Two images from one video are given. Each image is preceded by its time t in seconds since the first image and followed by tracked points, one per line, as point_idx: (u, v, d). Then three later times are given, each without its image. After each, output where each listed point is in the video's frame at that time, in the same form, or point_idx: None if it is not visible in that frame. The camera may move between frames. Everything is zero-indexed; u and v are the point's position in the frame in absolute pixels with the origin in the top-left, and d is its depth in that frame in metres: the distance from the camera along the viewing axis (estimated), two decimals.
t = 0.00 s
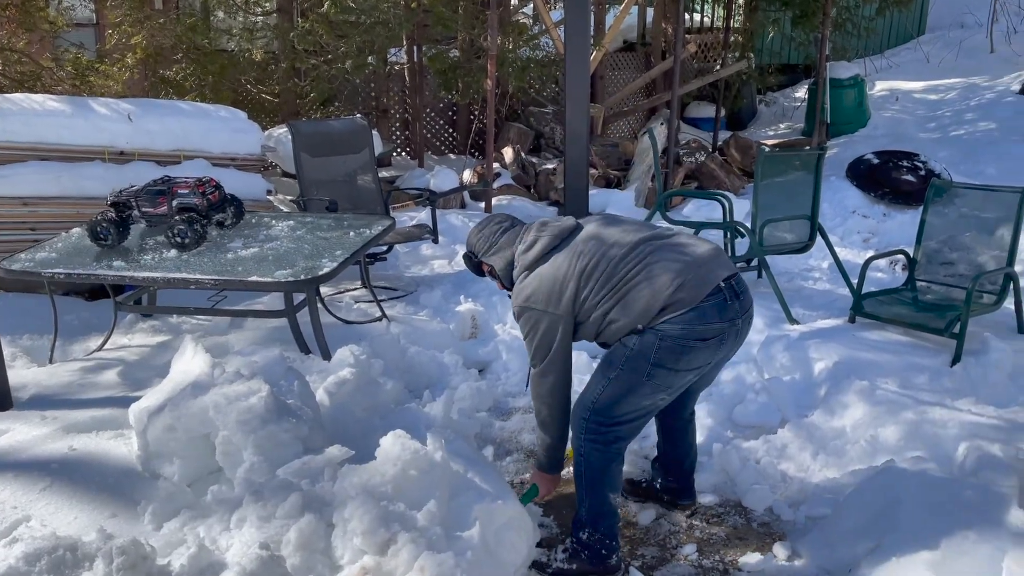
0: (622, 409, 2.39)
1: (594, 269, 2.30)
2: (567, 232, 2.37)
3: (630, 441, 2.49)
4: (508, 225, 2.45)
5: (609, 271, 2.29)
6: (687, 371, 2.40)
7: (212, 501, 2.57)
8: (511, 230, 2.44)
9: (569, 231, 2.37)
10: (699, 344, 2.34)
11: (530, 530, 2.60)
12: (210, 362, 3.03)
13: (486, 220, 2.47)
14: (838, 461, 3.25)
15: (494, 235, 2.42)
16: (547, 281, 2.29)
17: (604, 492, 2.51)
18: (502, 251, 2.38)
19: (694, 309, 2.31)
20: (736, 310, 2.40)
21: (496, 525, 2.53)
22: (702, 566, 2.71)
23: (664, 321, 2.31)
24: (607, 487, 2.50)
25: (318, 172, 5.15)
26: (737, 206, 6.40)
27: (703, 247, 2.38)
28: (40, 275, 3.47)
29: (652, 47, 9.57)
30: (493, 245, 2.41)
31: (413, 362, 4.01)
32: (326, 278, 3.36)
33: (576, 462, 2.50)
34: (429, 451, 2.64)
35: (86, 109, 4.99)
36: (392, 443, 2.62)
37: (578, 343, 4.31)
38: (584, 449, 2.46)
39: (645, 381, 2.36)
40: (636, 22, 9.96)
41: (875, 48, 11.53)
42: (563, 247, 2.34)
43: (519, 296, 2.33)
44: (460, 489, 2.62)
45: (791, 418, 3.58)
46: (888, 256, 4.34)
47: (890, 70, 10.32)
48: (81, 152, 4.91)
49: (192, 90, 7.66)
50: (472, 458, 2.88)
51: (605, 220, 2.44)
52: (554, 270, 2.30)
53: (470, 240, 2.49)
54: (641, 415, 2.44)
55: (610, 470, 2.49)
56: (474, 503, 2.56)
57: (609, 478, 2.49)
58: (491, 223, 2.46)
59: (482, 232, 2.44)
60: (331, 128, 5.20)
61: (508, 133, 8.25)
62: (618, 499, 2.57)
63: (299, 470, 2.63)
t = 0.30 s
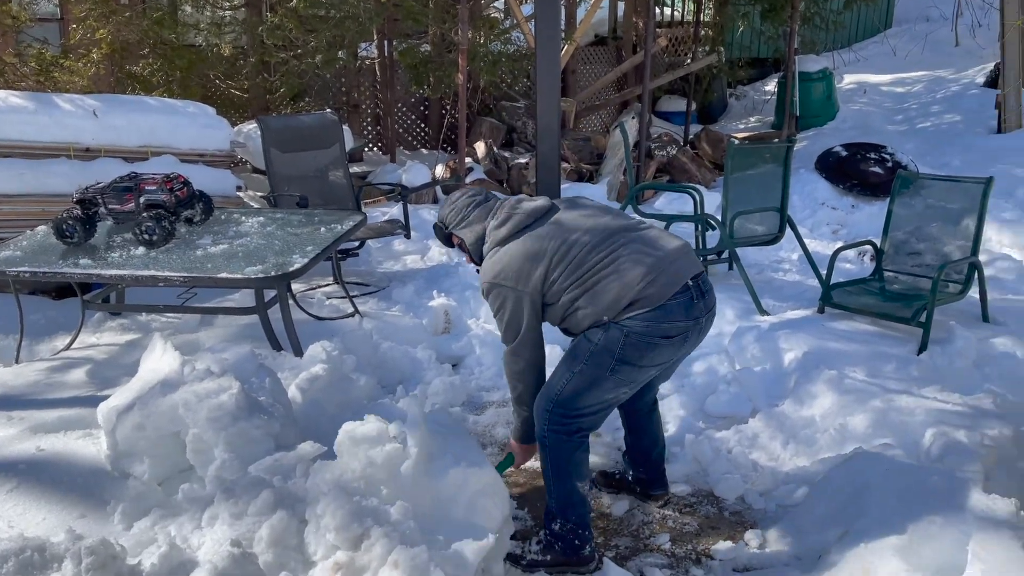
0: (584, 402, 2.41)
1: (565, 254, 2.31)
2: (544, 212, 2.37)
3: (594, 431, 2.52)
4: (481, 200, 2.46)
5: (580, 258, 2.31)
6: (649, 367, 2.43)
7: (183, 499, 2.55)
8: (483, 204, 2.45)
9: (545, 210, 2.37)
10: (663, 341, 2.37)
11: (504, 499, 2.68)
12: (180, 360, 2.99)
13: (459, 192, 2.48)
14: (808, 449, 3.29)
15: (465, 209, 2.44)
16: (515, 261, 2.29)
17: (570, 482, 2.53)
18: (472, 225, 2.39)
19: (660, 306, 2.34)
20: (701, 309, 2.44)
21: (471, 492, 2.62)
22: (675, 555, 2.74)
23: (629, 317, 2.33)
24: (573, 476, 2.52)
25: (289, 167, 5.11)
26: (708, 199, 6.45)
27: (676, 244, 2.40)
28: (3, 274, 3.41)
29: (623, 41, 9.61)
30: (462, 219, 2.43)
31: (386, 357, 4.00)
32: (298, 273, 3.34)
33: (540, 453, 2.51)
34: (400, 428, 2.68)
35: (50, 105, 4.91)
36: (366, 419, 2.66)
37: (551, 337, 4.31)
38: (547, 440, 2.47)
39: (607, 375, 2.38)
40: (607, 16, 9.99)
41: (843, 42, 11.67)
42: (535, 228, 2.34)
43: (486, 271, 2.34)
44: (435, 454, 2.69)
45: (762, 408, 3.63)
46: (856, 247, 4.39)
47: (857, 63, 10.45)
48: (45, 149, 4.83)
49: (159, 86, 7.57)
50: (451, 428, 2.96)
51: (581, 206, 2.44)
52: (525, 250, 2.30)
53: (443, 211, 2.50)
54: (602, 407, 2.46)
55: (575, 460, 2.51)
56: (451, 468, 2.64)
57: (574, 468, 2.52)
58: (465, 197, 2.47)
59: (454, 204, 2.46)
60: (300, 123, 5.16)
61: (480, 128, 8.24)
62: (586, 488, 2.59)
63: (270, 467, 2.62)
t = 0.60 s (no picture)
0: (513, 394, 2.47)
1: (514, 205, 2.31)
2: (510, 144, 2.35)
3: (530, 423, 2.58)
4: (454, 103, 2.37)
5: (526, 212, 2.31)
6: (572, 356, 2.49)
7: (135, 499, 2.51)
8: (455, 106, 2.37)
9: (512, 144, 2.35)
10: (583, 331, 2.44)
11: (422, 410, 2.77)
12: (130, 359, 2.92)
13: (437, 80, 2.39)
14: (762, 434, 3.35)
15: (438, 104, 2.36)
16: (463, 187, 2.28)
17: (518, 473, 2.58)
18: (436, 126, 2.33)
19: (582, 296, 2.39)
20: (623, 300, 2.50)
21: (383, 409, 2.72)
22: (633, 542, 2.77)
23: (548, 307, 2.40)
24: (520, 466, 2.57)
25: (242, 162, 5.05)
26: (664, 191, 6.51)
27: (619, 233, 2.43)
28: None
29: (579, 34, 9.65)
30: (430, 115, 2.36)
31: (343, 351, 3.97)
32: (251, 269, 3.30)
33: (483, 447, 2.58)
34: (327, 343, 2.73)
35: None
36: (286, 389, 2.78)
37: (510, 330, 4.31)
38: (485, 433, 2.55)
39: (531, 366, 2.44)
40: (562, 9, 9.99)
41: (794, 35, 11.86)
42: (496, 164, 2.30)
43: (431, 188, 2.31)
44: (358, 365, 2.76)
45: (717, 396, 3.68)
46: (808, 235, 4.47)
47: (808, 55, 10.63)
48: None
49: (105, 80, 7.45)
50: (380, 341, 3.00)
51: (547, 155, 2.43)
52: (476, 177, 2.28)
53: (415, 92, 2.40)
54: (534, 399, 2.52)
55: (519, 453, 2.56)
56: (368, 381, 2.70)
57: (519, 461, 2.58)
58: (442, 91, 2.38)
59: (427, 92, 2.38)
60: (251, 117, 5.09)
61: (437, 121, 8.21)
62: (536, 479, 2.64)
63: (224, 466, 2.62)
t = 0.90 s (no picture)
0: (462, 388, 2.46)
1: (447, 160, 2.20)
2: (458, 99, 2.23)
3: (486, 415, 2.57)
4: (411, 40, 2.26)
5: (457, 176, 2.22)
6: (505, 335, 2.46)
7: (52, 516, 2.38)
8: (409, 42, 2.26)
9: (461, 99, 2.24)
10: (512, 307, 2.41)
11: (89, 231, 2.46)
12: (45, 369, 2.83)
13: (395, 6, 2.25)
14: (694, 426, 3.40)
15: (393, 34, 2.23)
16: (400, 122, 2.11)
17: (472, 472, 2.58)
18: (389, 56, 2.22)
19: (506, 274, 2.38)
20: (545, 273, 2.50)
21: (65, 229, 2.47)
22: (568, 538, 2.78)
23: (476, 286, 2.37)
24: (473, 461, 2.56)
25: (164, 163, 4.91)
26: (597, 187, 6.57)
27: (538, 220, 2.43)
28: None
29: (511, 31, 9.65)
30: (382, 42, 2.22)
31: (273, 356, 3.88)
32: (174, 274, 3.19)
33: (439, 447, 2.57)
34: None
35: None
36: None
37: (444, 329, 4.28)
38: (444, 432, 2.54)
39: (468, 352, 2.41)
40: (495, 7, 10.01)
41: (721, 32, 12.11)
42: (441, 114, 2.19)
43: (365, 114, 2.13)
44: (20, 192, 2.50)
45: (650, 389, 3.72)
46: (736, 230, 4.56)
47: (735, 53, 10.85)
48: None
49: (18, 79, 7.07)
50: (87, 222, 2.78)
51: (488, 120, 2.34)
52: (419, 120, 2.14)
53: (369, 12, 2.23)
54: (483, 389, 2.52)
55: (476, 449, 2.57)
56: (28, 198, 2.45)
57: (474, 457, 2.57)
58: (402, 21, 2.24)
59: (383, 16, 2.22)
60: (173, 116, 4.94)
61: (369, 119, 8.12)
62: (485, 476, 2.63)
63: (143, 477, 2.52)
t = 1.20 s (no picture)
0: (379, 395, 2.42)
1: (376, 174, 2.16)
2: (387, 111, 2.17)
3: (403, 423, 2.54)
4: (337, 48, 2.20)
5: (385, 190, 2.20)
6: (427, 344, 2.45)
7: None
8: (332, 48, 2.20)
9: (390, 112, 2.18)
10: (436, 316, 2.40)
11: None
12: None
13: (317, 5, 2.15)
14: (613, 422, 3.45)
15: (315, 39, 2.16)
16: (331, 137, 2.04)
17: (389, 480, 2.53)
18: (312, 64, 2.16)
19: (430, 284, 2.36)
20: (469, 283, 2.49)
21: None
22: (490, 539, 2.78)
23: (400, 294, 2.35)
24: (391, 470, 2.52)
25: (65, 170, 4.71)
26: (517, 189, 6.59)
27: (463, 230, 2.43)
28: None
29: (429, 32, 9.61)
30: (306, 46, 2.15)
31: (184, 368, 3.76)
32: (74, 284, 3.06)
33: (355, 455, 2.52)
34: None
35: None
36: None
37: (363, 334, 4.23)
38: (358, 439, 2.49)
39: (387, 359, 2.38)
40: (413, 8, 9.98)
41: (637, 34, 12.34)
42: (369, 126, 2.13)
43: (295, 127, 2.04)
44: None
45: (571, 387, 3.76)
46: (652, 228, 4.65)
47: (651, 54, 11.07)
48: None
49: None
50: None
51: (416, 129, 2.29)
52: (348, 134, 2.07)
53: (288, 13, 2.13)
54: (400, 397, 2.48)
55: (393, 456, 2.53)
56: None
57: (392, 465, 2.53)
58: (326, 24, 2.16)
59: (304, 20, 2.14)
60: (73, 121, 4.75)
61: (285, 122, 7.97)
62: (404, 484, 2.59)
63: (42, 499, 2.40)
